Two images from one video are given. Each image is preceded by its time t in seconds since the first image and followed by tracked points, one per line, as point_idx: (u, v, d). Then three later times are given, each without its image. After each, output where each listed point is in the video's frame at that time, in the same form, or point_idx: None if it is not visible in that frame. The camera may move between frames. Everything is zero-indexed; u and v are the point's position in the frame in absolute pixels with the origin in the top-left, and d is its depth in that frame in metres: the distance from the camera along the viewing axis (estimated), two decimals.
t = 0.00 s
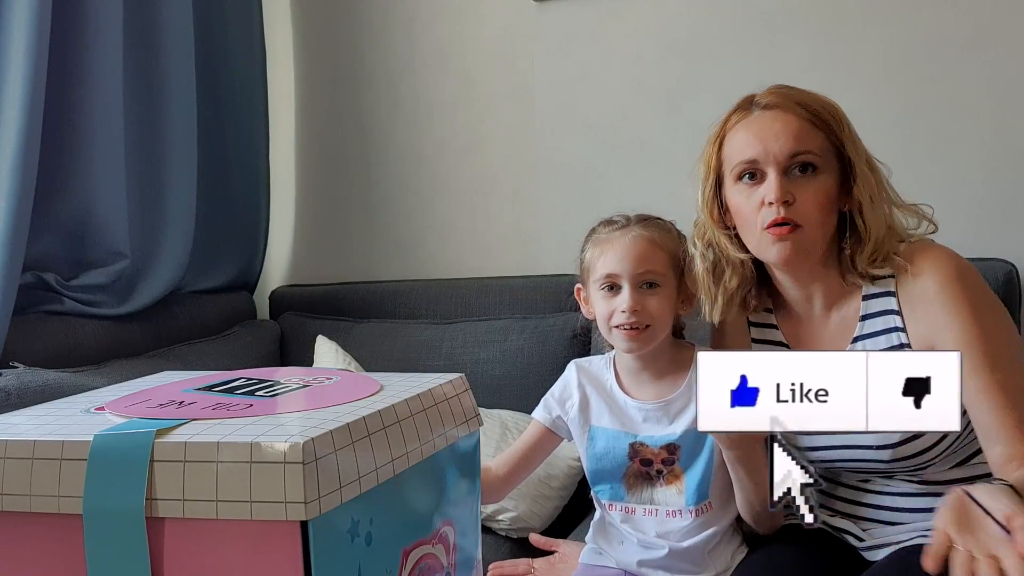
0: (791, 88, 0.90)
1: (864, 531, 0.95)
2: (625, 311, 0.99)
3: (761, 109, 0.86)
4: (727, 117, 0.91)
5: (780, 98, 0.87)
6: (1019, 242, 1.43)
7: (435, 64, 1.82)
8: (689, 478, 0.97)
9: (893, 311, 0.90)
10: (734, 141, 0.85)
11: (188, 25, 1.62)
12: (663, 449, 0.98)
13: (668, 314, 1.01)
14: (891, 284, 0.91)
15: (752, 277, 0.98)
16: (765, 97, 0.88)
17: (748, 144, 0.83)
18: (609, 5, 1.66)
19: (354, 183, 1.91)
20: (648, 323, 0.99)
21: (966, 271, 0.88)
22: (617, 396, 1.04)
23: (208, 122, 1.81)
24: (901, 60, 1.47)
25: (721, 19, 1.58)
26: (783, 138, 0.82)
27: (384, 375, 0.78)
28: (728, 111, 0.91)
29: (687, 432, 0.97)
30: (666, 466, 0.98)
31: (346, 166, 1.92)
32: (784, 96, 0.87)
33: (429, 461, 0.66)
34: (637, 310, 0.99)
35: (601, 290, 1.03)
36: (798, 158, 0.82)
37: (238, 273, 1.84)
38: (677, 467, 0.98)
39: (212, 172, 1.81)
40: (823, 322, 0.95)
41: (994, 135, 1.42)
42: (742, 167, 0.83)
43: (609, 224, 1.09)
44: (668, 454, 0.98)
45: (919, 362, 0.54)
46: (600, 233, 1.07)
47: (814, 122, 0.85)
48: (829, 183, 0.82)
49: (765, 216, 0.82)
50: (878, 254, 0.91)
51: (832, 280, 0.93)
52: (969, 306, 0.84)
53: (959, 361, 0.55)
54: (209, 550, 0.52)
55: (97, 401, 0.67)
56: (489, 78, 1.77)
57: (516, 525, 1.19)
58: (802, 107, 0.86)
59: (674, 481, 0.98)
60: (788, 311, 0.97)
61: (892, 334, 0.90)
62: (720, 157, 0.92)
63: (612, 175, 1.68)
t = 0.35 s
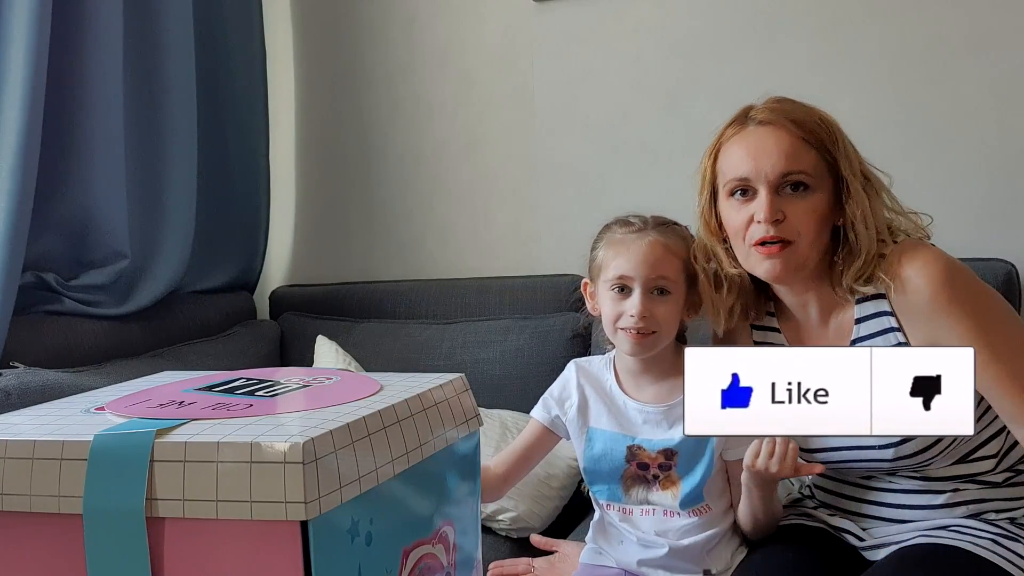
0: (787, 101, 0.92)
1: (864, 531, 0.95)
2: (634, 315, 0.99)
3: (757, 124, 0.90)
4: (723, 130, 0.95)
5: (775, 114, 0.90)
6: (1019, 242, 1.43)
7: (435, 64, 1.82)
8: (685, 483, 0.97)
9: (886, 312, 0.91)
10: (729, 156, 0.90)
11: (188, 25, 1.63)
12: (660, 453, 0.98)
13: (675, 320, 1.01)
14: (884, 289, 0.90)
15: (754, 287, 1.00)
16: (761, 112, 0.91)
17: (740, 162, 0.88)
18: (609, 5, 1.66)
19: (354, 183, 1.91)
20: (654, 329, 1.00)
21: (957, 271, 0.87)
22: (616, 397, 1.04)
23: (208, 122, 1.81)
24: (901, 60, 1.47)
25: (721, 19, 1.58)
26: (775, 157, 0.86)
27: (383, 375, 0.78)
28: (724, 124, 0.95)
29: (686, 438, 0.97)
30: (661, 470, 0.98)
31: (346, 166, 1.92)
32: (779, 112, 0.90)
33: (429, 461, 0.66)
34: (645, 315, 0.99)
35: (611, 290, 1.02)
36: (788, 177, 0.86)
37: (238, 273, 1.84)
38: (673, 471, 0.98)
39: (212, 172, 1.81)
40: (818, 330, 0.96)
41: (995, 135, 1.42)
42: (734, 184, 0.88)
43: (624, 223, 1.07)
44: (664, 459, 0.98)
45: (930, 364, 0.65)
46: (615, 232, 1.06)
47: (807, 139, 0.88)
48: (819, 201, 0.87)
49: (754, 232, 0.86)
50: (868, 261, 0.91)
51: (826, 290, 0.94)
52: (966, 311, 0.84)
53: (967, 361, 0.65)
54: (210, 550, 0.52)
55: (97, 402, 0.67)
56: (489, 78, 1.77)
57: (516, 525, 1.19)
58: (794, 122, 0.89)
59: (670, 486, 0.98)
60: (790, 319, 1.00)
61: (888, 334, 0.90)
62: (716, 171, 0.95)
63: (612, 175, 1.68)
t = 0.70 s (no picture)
0: (782, 104, 0.92)
1: (864, 531, 0.95)
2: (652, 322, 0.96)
3: (753, 128, 0.90)
4: (717, 135, 0.95)
5: (771, 118, 0.90)
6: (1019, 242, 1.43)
7: (435, 64, 1.82)
8: (677, 486, 0.97)
9: (883, 314, 0.91)
10: (726, 160, 0.90)
11: (187, 25, 1.62)
12: (653, 455, 0.98)
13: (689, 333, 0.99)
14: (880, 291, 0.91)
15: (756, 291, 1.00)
16: (756, 116, 0.91)
17: (737, 165, 0.88)
18: (609, 5, 1.66)
19: (354, 183, 1.91)
20: (665, 338, 0.97)
21: (955, 274, 0.87)
22: (612, 395, 1.03)
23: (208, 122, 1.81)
24: (901, 59, 1.47)
25: (721, 19, 1.58)
26: (772, 162, 0.87)
27: (383, 375, 0.78)
28: (717, 129, 0.96)
29: (682, 444, 0.97)
30: (654, 472, 0.98)
31: (346, 166, 1.92)
32: (775, 115, 0.90)
33: (429, 461, 0.66)
34: (662, 325, 0.96)
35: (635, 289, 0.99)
36: (786, 181, 0.86)
37: (238, 273, 1.84)
38: (665, 475, 0.98)
39: (212, 172, 1.81)
40: (818, 331, 0.97)
41: (995, 135, 1.42)
42: (732, 188, 0.89)
43: (667, 222, 1.03)
44: (657, 462, 0.98)
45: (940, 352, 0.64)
46: (654, 232, 1.03)
47: (803, 143, 0.88)
48: (817, 205, 0.87)
49: (753, 237, 0.87)
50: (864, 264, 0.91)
51: (823, 292, 0.95)
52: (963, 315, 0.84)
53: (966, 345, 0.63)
54: (209, 550, 0.52)
55: (97, 401, 0.67)
56: (490, 78, 1.77)
57: (516, 525, 1.19)
58: (791, 126, 0.89)
59: (661, 489, 0.98)
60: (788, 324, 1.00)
61: (885, 336, 0.90)
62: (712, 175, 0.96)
63: (612, 175, 1.68)
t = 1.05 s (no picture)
0: (782, 103, 0.92)
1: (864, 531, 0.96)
2: (669, 322, 0.97)
3: (755, 128, 0.90)
4: (720, 136, 0.95)
5: (774, 118, 0.90)
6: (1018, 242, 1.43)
7: (435, 64, 1.82)
8: (685, 485, 0.97)
9: (890, 315, 0.91)
10: (730, 160, 0.90)
11: (188, 25, 1.63)
12: (663, 453, 0.98)
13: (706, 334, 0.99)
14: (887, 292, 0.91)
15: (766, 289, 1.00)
16: (759, 116, 0.91)
17: (742, 165, 0.89)
18: (609, 5, 1.66)
19: (354, 183, 1.91)
20: (683, 337, 0.97)
21: (961, 274, 0.88)
22: (626, 392, 1.03)
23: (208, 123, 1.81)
24: (901, 59, 1.47)
25: (721, 19, 1.58)
26: (777, 161, 0.87)
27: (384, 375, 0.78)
28: (720, 130, 0.96)
29: (692, 444, 0.97)
30: (663, 471, 0.98)
31: (346, 166, 1.92)
32: (778, 114, 0.90)
33: (429, 461, 0.66)
34: (679, 324, 0.96)
35: (650, 290, 0.99)
36: (792, 179, 0.87)
37: (238, 273, 1.84)
38: (674, 473, 0.98)
39: (212, 172, 1.81)
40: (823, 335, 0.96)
41: (994, 135, 1.42)
42: (738, 188, 0.89)
43: (680, 224, 1.04)
44: (667, 460, 0.98)
45: None
46: (666, 233, 1.03)
47: (808, 141, 0.88)
48: (823, 204, 0.87)
49: (761, 236, 0.87)
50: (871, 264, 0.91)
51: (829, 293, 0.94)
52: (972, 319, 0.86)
53: None
54: (210, 550, 0.52)
55: (97, 401, 0.67)
56: (490, 78, 1.77)
57: (516, 525, 1.19)
58: (795, 124, 0.89)
59: (669, 487, 0.98)
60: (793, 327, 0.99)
61: (892, 337, 0.90)
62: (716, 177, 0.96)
63: (612, 175, 1.68)
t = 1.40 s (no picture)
0: (776, 101, 0.93)
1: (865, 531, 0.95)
2: (672, 305, 0.97)
3: (749, 127, 0.91)
4: (716, 136, 0.96)
5: (768, 114, 0.91)
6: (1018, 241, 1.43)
7: (435, 64, 1.82)
8: (689, 481, 0.97)
9: (894, 314, 0.91)
10: (728, 159, 0.91)
11: (188, 25, 1.63)
12: (669, 449, 0.98)
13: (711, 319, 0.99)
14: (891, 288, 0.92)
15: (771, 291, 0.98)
16: (752, 113, 0.92)
17: (740, 162, 0.89)
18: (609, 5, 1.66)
19: (353, 184, 1.91)
20: (688, 322, 0.97)
21: (964, 273, 0.88)
22: (632, 387, 1.04)
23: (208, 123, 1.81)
24: (901, 59, 1.47)
25: (721, 19, 1.58)
26: (775, 155, 0.87)
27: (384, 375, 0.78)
28: (716, 132, 0.96)
29: (698, 440, 0.97)
30: (668, 467, 0.98)
31: (346, 166, 1.92)
32: (772, 111, 0.91)
33: (429, 461, 0.66)
34: (683, 307, 0.97)
35: (653, 278, 1.00)
36: (792, 172, 0.87)
37: (238, 273, 1.84)
38: (679, 469, 0.98)
39: (212, 172, 1.81)
40: (828, 335, 0.96)
41: (994, 135, 1.42)
42: (739, 185, 0.90)
43: (682, 216, 1.06)
44: (673, 456, 0.98)
45: None
46: (669, 225, 1.05)
47: (806, 135, 0.89)
48: (825, 195, 0.88)
49: (766, 231, 0.87)
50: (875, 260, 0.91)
51: (835, 290, 0.94)
52: (977, 318, 0.86)
53: None
54: (210, 550, 0.52)
55: (98, 401, 0.67)
56: (490, 79, 1.77)
57: (516, 524, 1.19)
58: (791, 119, 0.90)
59: (674, 483, 0.98)
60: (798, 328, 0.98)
61: (896, 337, 0.91)
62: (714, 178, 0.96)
63: (612, 175, 1.68)
